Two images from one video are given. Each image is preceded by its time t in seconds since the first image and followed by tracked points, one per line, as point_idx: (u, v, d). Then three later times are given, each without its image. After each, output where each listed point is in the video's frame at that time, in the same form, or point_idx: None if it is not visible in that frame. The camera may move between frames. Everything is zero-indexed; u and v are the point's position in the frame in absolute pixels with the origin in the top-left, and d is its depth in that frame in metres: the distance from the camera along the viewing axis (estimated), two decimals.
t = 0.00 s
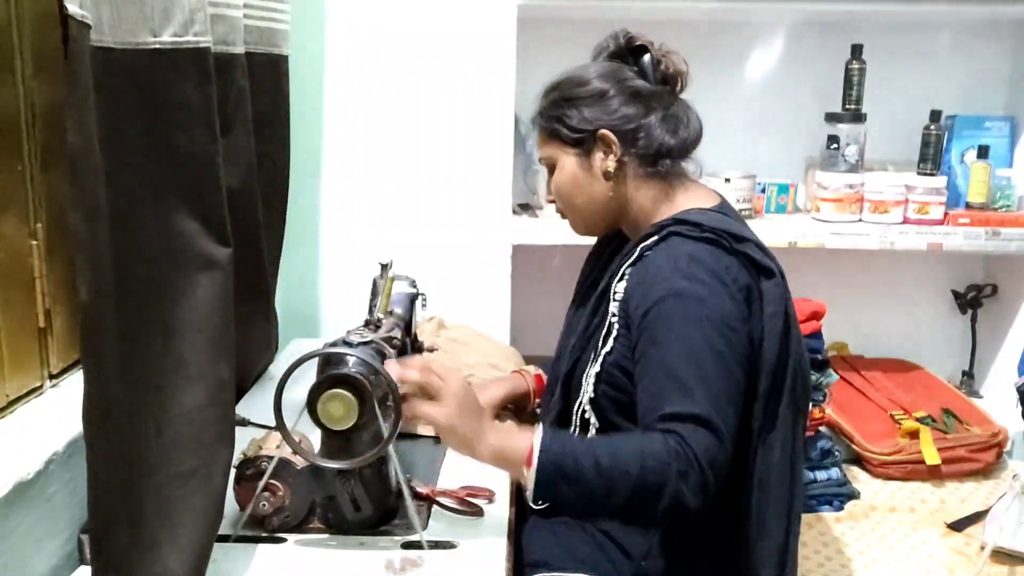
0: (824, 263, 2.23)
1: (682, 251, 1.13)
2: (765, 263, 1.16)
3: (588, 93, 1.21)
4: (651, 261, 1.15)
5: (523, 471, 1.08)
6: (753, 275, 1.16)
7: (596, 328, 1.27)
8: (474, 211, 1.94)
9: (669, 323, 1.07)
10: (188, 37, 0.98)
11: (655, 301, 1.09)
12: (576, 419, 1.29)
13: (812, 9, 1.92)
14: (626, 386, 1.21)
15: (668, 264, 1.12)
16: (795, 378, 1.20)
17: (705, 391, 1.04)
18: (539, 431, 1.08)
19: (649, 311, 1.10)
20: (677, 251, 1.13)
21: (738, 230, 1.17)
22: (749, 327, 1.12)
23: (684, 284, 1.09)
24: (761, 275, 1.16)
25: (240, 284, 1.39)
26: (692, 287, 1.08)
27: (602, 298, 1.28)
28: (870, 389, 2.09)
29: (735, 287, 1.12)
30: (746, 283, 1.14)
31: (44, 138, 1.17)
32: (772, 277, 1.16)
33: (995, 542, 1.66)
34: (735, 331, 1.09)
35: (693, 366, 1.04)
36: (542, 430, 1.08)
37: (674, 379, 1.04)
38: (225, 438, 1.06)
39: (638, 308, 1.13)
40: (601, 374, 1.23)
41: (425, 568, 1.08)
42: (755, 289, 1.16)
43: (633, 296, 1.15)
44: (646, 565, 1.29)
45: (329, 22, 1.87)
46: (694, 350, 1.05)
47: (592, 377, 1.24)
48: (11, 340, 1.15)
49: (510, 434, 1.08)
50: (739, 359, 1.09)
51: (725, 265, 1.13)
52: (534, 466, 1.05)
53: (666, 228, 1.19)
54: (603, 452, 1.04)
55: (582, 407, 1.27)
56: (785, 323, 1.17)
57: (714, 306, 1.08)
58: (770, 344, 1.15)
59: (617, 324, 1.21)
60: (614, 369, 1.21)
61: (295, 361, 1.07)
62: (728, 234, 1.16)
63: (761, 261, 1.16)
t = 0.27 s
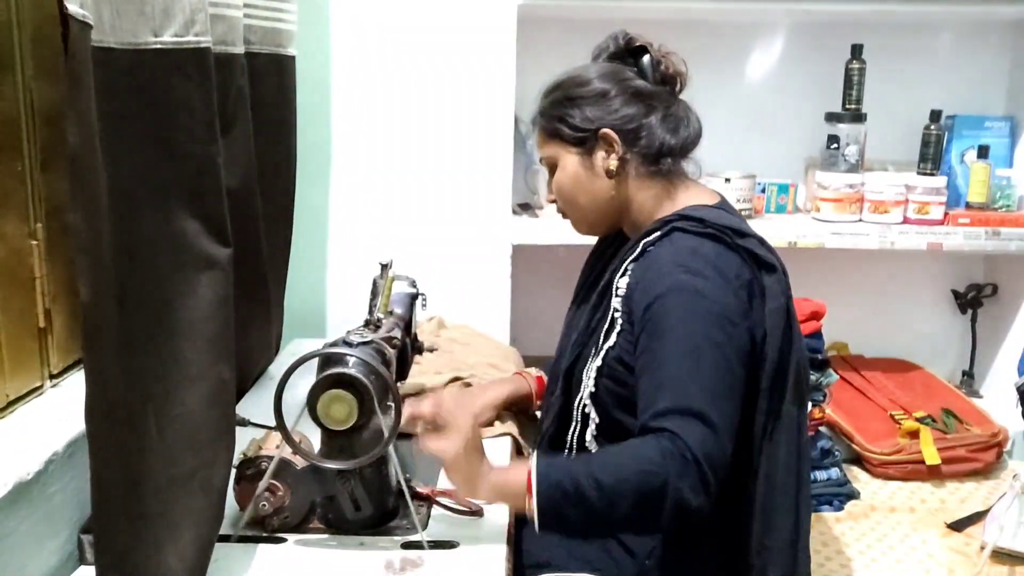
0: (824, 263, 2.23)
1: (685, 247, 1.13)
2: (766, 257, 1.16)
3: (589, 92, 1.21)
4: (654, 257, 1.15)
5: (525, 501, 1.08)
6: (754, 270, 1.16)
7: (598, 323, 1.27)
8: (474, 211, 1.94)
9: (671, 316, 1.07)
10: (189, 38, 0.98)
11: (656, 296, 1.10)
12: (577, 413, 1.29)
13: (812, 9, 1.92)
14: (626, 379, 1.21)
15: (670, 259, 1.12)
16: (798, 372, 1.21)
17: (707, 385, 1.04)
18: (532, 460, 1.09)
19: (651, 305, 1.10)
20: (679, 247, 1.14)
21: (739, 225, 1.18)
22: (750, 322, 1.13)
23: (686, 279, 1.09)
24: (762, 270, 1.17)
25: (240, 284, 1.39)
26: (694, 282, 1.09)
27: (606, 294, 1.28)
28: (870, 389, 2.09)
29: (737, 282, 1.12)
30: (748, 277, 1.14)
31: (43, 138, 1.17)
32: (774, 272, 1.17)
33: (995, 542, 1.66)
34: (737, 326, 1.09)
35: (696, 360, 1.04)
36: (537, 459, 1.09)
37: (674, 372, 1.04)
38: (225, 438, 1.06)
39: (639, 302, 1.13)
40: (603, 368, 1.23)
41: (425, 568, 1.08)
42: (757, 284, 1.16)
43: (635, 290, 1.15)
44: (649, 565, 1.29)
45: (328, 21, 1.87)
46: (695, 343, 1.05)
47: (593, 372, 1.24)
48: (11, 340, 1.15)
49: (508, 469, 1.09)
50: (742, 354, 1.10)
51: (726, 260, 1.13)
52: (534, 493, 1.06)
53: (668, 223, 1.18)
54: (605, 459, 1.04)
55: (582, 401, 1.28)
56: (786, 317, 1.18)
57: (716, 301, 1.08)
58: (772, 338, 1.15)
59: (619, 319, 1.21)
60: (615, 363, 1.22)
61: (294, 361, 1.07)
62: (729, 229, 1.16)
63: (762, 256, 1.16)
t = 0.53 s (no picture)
0: (824, 263, 2.23)
1: (676, 248, 1.13)
2: (758, 259, 1.16)
3: (585, 95, 1.20)
4: (645, 258, 1.15)
5: (528, 519, 1.10)
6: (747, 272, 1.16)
7: (592, 325, 1.27)
8: (474, 211, 1.94)
9: (661, 317, 1.07)
10: (190, 37, 0.98)
11: (647, 298, 1.10)
12: (574, 415, 1.29)
13: (813, 10, 1.92)
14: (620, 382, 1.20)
15: (661, 261, 1.12)
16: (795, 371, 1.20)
17: (696, 390, 1.04)
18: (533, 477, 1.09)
19: (641, 307, 1.10)
20: (670, 248, 1.14)
21: (731, 225, 1.17)
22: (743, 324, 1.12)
23: (677, 281, 1.09)
24: (755, 272, 1.16)
25: (240, 284, 1.39)
26: (685, 283, 1.09)
27: (599, 294, 1.28)
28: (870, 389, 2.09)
29: (728, 283, 1.12)
30: (739, 278, 1.14)
31: (44, 138, 1.17)
32: (767, 273, 1.16)
33: (996, 542, 1.66)
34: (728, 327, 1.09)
35: (686, 362, 1.04)
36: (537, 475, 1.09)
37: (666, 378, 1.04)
38: (226, 439, 1.06)
39: (630, 303, 1.13)
40: (597, 370, 1.22)
41: (426, 568, 1.08)
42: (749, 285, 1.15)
43: (626, 292, 1.15)
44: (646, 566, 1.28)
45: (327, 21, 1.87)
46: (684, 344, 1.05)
47: (588, 374, 1.24)
48: (11, 340, 1.15)
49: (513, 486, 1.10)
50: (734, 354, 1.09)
51: (717, 261, 1.13)
52: (537, 510, 1.07)
53: (659, 224, 1.19)
54: (600, 479, 1.05)
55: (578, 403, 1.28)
56: (779, 319, 1.17)
57: (706, 303, 1.08)
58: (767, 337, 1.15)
59: (612, 322, 1.21)
60: (610, 365, 1.21)
61: (295, 361, 1.07)
62: (721, 231, 1.16)
63: (755, 257, 1.16)
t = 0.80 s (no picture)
0: (824, 263, 2.23)
1: (714, 261, 1.14)
2: (798, 278, 1.15)
3: (638, 82, 1.20)
4: (683, 266, 1.16)
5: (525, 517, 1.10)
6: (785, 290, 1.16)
7: (621, 328, 1.29)
8: (474, 211, 1.94)
9: (687, 334, 1.09)
10: (189, 37, 0.97)
11: (682, 308, 1.11)
12: (595, 416, 1.31)
13: (812, 10, 1.92)
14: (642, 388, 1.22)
15: (698, 272, 1.13)
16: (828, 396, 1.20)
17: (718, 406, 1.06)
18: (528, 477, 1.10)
19: (672, 316, 1.12)
20: (707, 260, 1.14)
21: (773, 241, 1.17)
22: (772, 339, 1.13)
23: (713, 295, 1.10)
24: (794, 290, 1.16)
25: (239, 284, 1.40)
26: (721, 298, 1.10)
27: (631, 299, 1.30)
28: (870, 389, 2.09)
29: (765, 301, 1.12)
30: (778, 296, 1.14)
31: (44, 139, 1.17)
32: (805, 293, 1.16)
33: (995, 542, 1.66)
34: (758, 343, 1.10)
35: (706, 385, 1.06)
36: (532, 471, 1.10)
37: (680, 403, 1.06)
38: (225, 439, 1.06)
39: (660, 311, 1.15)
40: (622, 374, 1.24)
41: (426, 568, 1.08)
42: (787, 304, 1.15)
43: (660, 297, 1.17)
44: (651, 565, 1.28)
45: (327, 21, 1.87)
46: (707, 364, 1.06)
47: (615, 377, 1.26)
48: (11, 340, 1.15)
49: (507, 477, 1.11)
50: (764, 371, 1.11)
51: (756, 277, 1.13)
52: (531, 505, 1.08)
53: (701, 233, 1.19)
54: (599, 484, 1.07)
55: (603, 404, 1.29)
56: (815, 339, 1.17)
57: (740, 318, 1.09)
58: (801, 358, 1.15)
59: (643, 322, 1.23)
60: (636, 369, 1.22)
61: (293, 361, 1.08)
62: (762, 246, 1.16)
63: (794, 276, 1.15)
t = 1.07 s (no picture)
0: (824, 263, 2.23)
1: (710, 262, 1.18)
2: (800, 290, 1.18)
3: (673, 81, 1.21)
4: (680, 264, 1.21)
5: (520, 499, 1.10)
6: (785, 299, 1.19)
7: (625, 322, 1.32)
8: (474, 211, 1.94)
9: (671, 331, 1.14)
10: (189, 38, 0.98)
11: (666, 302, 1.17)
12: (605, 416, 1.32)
13: (813, 10, 1.92)
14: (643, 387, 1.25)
15: (692, 270, 1.18)
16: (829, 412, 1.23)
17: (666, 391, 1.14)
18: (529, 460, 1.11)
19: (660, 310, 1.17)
20: (703, 260, 1.19)
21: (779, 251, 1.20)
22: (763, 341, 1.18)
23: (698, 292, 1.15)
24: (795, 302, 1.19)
25: (240, 284, 1.40)
26: (705, 296, 1.15)
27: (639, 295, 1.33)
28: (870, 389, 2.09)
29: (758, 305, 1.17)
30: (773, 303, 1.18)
31: (44, 138, 1.17)
32: (806, 307, 1.18)
33: (995, 542, 1.66)
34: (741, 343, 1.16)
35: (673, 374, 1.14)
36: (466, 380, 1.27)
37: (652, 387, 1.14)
38: (225, 439, 1.06)
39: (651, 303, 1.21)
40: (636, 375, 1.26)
41: (425, 568, 1.08)
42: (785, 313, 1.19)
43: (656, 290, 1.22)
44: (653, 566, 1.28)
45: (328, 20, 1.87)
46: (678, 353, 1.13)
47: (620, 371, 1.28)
48: (11, 340, 1.15)
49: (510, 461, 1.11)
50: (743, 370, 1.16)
51: (751, 282, 1.17)
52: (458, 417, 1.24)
53: (709, 237, 1.23)
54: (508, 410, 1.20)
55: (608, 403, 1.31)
56: (814, 353, 1.19)
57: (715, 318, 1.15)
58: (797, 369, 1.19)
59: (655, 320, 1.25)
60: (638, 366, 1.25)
61: (295, 360, 1.08)
62: (767, 254, 1.19)
63: (797, 288, 1.18)
